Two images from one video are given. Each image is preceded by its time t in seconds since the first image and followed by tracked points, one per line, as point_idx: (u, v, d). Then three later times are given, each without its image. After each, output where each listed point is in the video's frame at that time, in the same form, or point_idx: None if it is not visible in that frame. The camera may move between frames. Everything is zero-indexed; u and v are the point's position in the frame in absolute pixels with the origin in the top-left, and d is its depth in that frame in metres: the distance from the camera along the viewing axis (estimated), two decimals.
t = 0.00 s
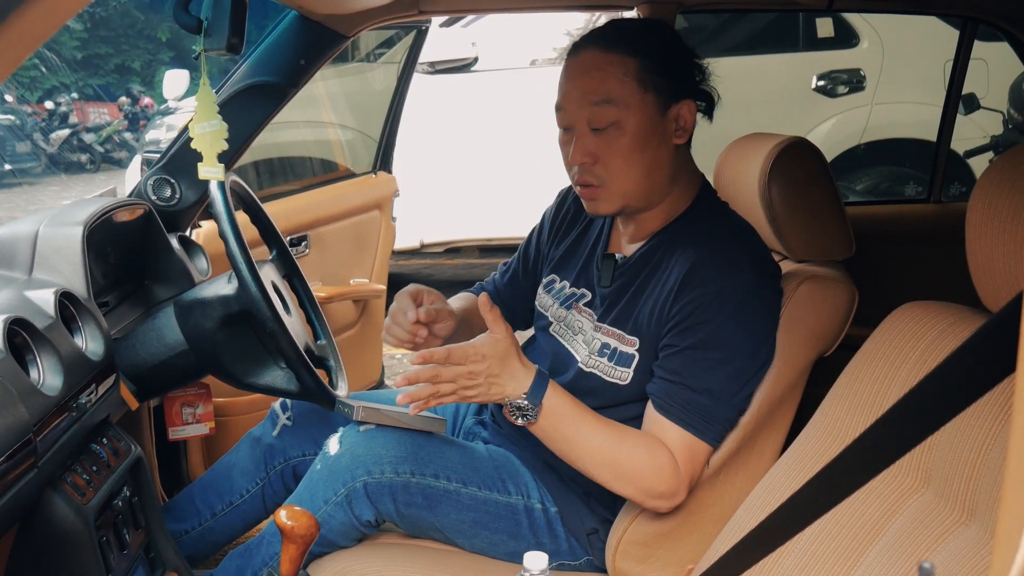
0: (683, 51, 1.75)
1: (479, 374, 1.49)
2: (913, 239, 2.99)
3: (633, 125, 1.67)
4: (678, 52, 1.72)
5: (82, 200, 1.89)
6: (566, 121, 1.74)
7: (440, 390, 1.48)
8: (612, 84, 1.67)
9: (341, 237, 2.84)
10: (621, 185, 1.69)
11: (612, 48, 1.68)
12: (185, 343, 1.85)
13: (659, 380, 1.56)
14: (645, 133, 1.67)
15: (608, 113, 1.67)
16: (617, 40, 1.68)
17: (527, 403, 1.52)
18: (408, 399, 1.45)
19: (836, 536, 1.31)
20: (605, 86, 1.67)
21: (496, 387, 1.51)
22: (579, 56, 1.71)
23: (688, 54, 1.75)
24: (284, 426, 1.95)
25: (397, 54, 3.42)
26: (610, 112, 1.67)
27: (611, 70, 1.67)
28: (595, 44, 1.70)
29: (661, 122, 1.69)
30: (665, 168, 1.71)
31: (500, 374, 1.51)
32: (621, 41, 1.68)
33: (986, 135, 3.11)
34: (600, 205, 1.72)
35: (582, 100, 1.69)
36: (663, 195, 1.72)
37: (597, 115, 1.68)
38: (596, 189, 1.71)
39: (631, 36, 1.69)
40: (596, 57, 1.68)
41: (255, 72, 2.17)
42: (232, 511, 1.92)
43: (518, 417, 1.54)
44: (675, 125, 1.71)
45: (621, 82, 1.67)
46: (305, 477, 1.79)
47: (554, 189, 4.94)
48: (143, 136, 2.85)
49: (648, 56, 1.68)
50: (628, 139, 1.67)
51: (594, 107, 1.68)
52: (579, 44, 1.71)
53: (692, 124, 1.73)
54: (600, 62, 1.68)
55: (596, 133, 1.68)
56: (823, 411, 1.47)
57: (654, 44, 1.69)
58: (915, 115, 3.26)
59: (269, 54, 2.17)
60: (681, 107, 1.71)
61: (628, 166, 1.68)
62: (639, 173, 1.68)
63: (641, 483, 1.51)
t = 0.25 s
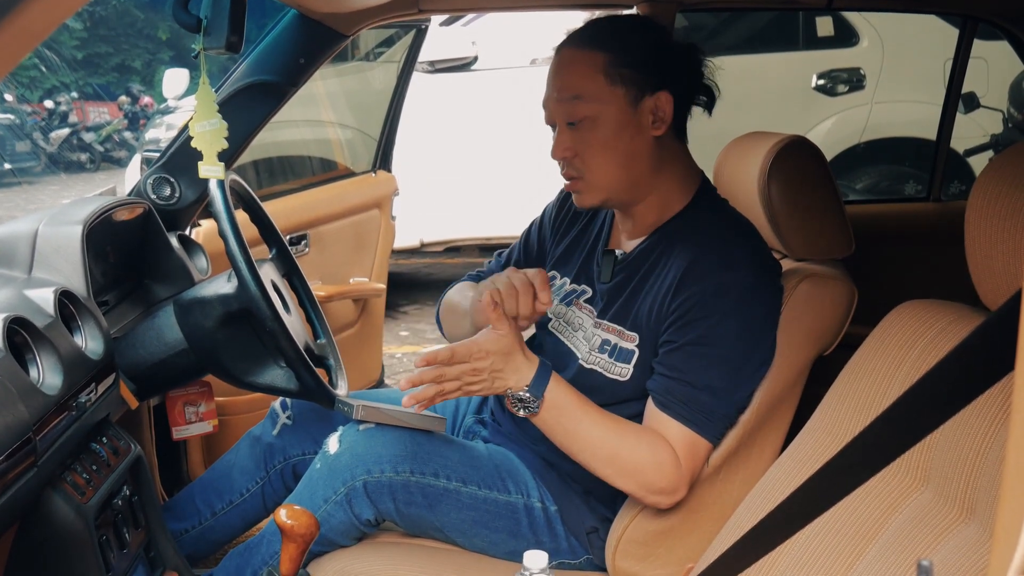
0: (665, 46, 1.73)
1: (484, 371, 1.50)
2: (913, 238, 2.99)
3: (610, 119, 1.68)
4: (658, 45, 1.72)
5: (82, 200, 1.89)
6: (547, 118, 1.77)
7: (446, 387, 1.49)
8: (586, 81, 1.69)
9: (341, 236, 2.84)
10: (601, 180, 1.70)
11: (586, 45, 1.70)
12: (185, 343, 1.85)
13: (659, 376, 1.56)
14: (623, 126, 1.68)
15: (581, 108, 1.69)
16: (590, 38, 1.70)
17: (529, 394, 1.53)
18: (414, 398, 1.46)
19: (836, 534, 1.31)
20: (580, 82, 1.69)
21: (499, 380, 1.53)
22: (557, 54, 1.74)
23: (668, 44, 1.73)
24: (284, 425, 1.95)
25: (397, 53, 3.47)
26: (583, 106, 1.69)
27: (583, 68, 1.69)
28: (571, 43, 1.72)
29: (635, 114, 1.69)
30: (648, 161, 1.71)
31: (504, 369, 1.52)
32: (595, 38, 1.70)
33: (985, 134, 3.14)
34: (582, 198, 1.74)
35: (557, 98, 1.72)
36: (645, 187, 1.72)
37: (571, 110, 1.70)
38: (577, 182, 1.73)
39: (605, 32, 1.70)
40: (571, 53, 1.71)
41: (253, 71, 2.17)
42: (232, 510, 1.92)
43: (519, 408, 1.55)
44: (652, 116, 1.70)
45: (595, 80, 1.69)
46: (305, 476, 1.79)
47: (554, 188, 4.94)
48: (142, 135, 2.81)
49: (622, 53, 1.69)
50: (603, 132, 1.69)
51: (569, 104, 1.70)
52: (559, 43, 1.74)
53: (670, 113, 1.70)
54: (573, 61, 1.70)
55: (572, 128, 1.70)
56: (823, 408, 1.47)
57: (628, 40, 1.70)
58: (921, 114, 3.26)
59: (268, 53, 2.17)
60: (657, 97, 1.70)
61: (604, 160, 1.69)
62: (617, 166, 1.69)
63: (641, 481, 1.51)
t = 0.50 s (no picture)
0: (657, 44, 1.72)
1: (485, 372, 1.50)
2: (913, 236, 2.99)
3: (599, 120, 1.68)
4: (652, 44, 1.71)
5: (81, 199, 1.90)
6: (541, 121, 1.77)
7: (447, 389, 1.48)
8: (577, 81, 1.69)
9: (341, 235, 2.84)
10: (594, 179, 1.70)
11: (577, 46, 1.70)
12: (185, 342, 1.85)
13: (658, 376, 1.56)
14: (617, 126, 1.68)
15: (573, 110, 1.69)
16: (579, 39, 1.70)
17: (529, 395, 1.53)
18: (415, 401, 1.45)
19: (835, 532, 1.31)
20: (571, 84, 1.69)
21: (500, 381, 1.52)
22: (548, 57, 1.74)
23: (662, 44, 1.73)
24: (284, 424, 1.95)
25: (396, 52, 3.48)
26: (575, 109, 1.69)
27: (573, 70, 1.69)
28: (561, 44, 1.72)
29: (627, 115, 1.69)
30: (643, 162, 1.71)
31: (505, 369, 1.51)
32: (586, 39, 1.69)
33: (984, 132, 3.14)
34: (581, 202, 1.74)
35: (548, 100, 1.73)
36: (646, 185, 1.72)
37: (563, 113, 1.70)
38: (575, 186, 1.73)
39: (595, 32, 1.70)
40: (561, 57, 1.71)
41: (253, 69, 2.17)
42: (231, 509, 1.92)
43: (520, 409, 1.55)
44: (645, 116, 1.70)
45: (585, 80, 1.68)
46: (305, 475, 1.79)
47: (554, 186, 4.94)
48: (141, 135, 2.75)
49: (616, 51, 1.68)
50: (597, 133, 1.68)
51: (560, 106, 1.71)
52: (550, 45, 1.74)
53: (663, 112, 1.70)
54: (564, 63, 1.70)
55: (565, 130, 1.70)
56: (822, 407, 1.47)
57: (619, 40, 1.69)
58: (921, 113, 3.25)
59: (268, 52, 2.17)
60: (649, 97, 1.70)
61: (596, 161, 1.69)
62: (610, 167, 1.69)
63: (641, 480, 1.51)
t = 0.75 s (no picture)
0: (654, 45, 1.72)
1: (485, 374, 1.50)
2: (913, 235, 2.99)
3: (598, 121, 1.68)
4: (650, 44, 1.71)
5: (80, 198, 1.90)
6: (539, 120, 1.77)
7: (447, 391, 1.48)
8: (575, 82, 1.69)
9: (340, 234, 2.84)
10: (594, 180, 1.70)
11: (574, 48, 1.70)
12: (184, 341, 1.85)
13: (658, 375, 1.56)
14: (618, 127, 1.68)
15: (571, 111, 1.69)
16: (576, 40, 1.71)
17: (528, 395, 1.54)
18: (415, 403, 1.45)
19: (834, 530, 1.31)
20: (569, 85, 1.69)
21: (500, 381, 1.52)
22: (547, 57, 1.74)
23: (662, 44, 1.73)
24: (283, 423, 1.95)
25: (395, 50, 3.47)
26: (574, 109, 1.69)
27: (570, 71, 1.69)
28: (557, 46, 1.73)
29: (627, 116, 1.69)
30: (643, 163, 1.70)
31: (505, 371, 1.51)
32: (583, 40, 1.69)
33: (984, 131, 3.12)
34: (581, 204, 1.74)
35: (547, 101, 1.73)
36: (647, 184, 1.72)
37: (562, 114, 1.70)
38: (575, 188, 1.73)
39: (592, 34, 1.70)
40: (561, 58, 1.71)
41: (252, 68, 2.17)
42: (231, 508, 1.93)
43: (520, 409, 1.55)
44: (645, 116, 1.70)
45: (583, 80, 1.68)
46: (304, 474, 1.79)
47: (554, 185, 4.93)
48: (141, 134, 2.75)
49: (614, 51, 1.68)
50: (598, 134, 1.68)
51: (559, 107, 1.70)
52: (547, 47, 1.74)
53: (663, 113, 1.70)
54: (561, 64, 1.70)
55: (565, 131, 1.70)
56: (821, 406, 1.47)
57: (618, 41, 1.69)
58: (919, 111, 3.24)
59: (267, 51, 2.17)
60: (649, 98, 1.70)
61: (596, 162, 1.69)
62: (610, 168, 1.69)
63: (640, 479, 1.51)
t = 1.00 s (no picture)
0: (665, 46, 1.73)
1: (485, 372, 1.49)
2: (913, 233, 2.99)
3: (610, 114, 1.68)
4: (662, 42, 1.72)
5: (79, 196, 1.90)
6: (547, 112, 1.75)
7: (446, 389, 1.48)
8: (588, 73, 1.68)
9: (340, 233, 2.84)
10: (601, 173, 1.69)
11: (587, 39, 1.70)
12: (184, 340, 1.84)
13: (657, 374, 1.56)
14: (630, 122, 1.68)
15: (584, 102, 1.68)
16: (589, 31, 1.70)
17: (528, 394, 1.53)
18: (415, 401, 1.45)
19: (834, 528, 1.31)
20: (581, 75, 1.69)
21: (499, 380, 1.52)
22: (560, 48, 1.73)
23: (671, 45, 1.75)
24: (283, 422, 1.95)
25: (394, 49, 3.47)
26: (587, 100, 1.68)
27: (583, 62, 1.69)
28: (568, 38, 1.72)
29: (640, 111, 1.69)
30: (650, 160, 1.70)
31: (504, 369, 1.51)
32: (598, 32, 1.69)
33: (983, 130, 3.14)
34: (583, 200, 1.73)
35: (559, 90, 1.72)
36: (645, 183, 1.71)
37: (573, 105, 1.70)
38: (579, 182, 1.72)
39: (604, 27, 1.70)
40: (576, 48, 1.70)
41: (251, 67, 2.17)
42: (231, 507, 1.93)
43: (519, 407, 1.55)
44: (657, 114, 1.70)
45: (597, 72, 1.68)
46: (304, 473, 1.79)
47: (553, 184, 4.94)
48: (139, 133, 2.79)
49: (627, 45, 1.69)
50: (610, 127, 1.68)
51: (572, 96, 1.70)
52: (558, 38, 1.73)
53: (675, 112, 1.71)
54: (574, 55, 1.70)
55: (576, 121, 1.69)
56: (821, 404, 1.48)
57: (632, 37, 1.69)
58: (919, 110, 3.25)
59: (266, 50, 2.17)
60: (662, 96, 1.71)
61: (605, 156, 1.68)
62: (618, 162, 1.69)
63: (640, 477, 1.51)
